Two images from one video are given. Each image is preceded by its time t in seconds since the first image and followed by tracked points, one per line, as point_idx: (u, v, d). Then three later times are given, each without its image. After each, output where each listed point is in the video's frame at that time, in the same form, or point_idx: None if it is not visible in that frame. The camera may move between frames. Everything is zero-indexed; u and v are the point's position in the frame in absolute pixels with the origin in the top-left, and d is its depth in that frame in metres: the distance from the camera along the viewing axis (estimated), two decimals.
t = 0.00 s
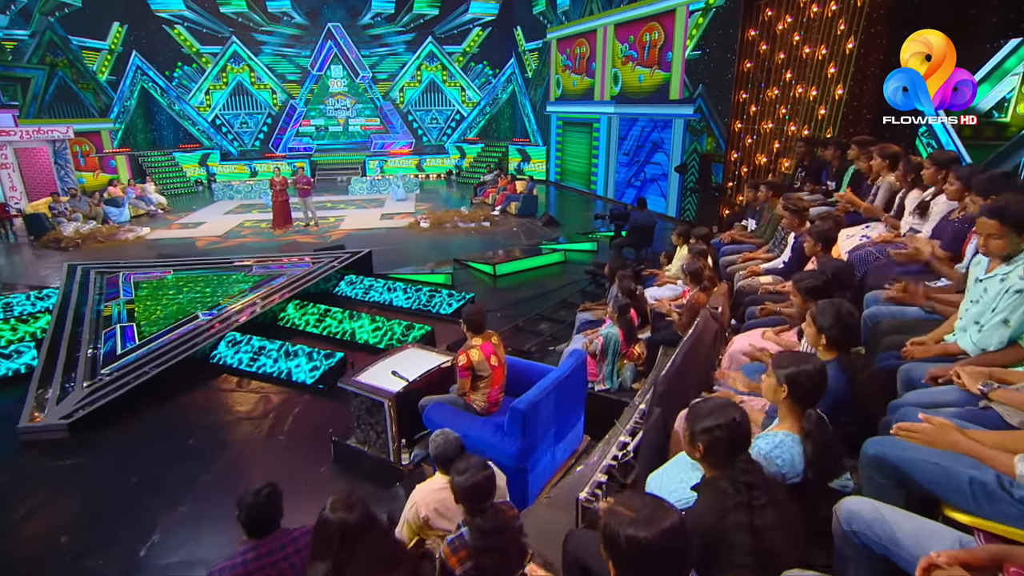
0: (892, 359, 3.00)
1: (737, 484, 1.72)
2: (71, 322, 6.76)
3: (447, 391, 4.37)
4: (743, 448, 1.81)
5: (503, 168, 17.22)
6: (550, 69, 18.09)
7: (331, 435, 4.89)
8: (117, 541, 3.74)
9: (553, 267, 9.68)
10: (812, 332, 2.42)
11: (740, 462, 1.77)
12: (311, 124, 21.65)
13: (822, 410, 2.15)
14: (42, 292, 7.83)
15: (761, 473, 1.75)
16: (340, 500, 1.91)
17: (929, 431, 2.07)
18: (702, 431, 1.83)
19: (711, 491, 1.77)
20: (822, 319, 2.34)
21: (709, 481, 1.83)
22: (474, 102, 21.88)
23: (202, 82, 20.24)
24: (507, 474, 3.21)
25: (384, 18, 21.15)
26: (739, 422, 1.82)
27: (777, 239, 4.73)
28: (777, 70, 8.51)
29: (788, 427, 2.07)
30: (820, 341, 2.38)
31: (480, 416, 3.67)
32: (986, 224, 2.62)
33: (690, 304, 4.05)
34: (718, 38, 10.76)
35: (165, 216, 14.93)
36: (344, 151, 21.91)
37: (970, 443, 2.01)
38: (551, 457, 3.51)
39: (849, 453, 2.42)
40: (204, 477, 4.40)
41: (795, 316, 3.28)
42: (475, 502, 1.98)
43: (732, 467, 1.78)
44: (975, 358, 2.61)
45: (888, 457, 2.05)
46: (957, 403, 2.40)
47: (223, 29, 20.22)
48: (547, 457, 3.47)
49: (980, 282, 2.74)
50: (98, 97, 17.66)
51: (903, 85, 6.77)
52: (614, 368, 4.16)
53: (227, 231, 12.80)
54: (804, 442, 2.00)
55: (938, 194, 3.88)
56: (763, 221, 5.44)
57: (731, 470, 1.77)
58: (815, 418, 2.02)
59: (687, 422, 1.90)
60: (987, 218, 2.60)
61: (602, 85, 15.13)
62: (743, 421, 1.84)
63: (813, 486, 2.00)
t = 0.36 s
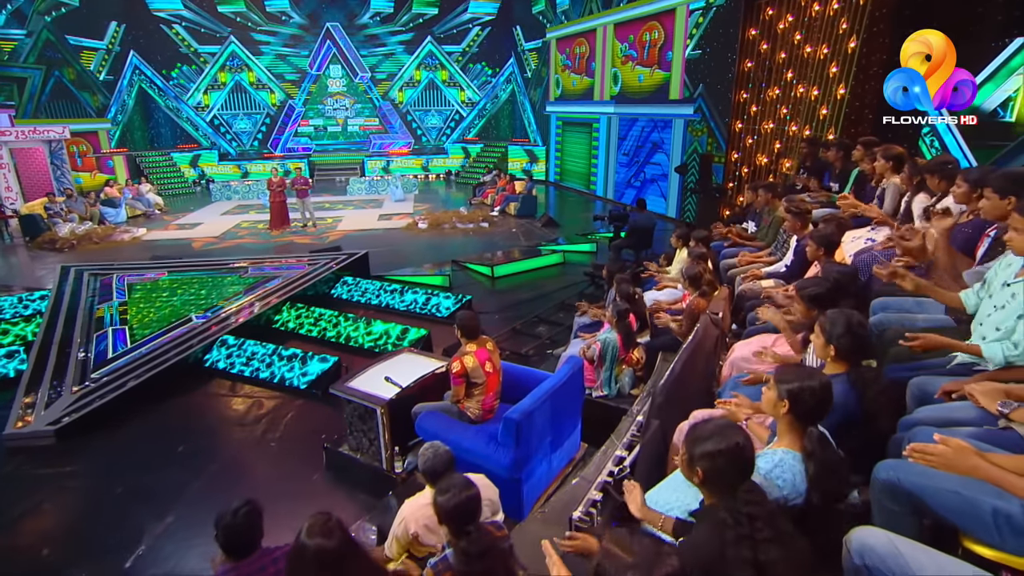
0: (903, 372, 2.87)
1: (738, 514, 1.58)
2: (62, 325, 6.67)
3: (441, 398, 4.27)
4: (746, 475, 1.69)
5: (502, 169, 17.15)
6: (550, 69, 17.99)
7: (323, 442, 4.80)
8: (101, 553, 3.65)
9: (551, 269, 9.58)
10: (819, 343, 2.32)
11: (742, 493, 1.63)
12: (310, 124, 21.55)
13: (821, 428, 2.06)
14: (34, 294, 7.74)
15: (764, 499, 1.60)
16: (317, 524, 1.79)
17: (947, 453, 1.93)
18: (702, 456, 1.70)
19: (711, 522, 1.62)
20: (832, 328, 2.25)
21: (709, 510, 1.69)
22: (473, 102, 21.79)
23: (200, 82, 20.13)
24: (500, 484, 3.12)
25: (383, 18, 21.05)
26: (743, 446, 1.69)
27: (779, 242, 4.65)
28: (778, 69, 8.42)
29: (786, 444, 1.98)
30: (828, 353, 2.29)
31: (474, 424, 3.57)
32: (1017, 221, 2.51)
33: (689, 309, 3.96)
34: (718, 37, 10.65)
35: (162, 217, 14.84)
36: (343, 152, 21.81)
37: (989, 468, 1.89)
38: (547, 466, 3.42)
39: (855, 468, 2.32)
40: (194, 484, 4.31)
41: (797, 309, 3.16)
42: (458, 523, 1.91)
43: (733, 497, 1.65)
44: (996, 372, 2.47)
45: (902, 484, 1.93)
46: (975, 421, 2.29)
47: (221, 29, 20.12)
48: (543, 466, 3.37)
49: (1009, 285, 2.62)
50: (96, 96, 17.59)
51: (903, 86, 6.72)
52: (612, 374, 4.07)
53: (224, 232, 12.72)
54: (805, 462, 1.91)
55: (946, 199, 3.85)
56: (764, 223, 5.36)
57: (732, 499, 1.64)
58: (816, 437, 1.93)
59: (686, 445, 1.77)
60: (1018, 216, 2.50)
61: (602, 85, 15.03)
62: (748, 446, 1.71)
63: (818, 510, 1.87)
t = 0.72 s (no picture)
0: (914, 387, 2.70)
1: (743, 547, 1.47)
2: (54, 328, 6.58)
3: (436, 404, 4.18)
4: (749, 503, 1.59)
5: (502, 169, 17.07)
6: (549, 69, 17.88)
7: (316, 448, 4.71)
8: (85, 564, 3.56)
9: (550, 270, 9.49)
10: (827, 354, 2.24)
11: (747, 522, 1.55)
12: (309, 124, 21.45)
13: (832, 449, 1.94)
14: (26, 296, 7.65)
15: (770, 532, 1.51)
16: (291, 551, 1.77)
17: (966, 480, 1.83)
18: (702, 484, 1.59)
19: (714, 553, 1.49)
20: (841, 339, 2.17)
21: (712, 540, 1.55)
22: (473, 102, 21.70)
23: (199, 82, 20.03)
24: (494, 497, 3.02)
25: (382, 18, 20.95)
26: (746, 473, 1.59)
27: (781, 245, 4.55)
28: (779, 69, 8.33)
29: (793, 466, 1.87)
30: (836, 365, 2.21)
31: (469, 433, 3.48)
32: None
33: (689, 314, 3.88)
34: (719, 36, 10.56)
35: (159, 218, 14.76)
36: (342, 152, 21.71)
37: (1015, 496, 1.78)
38: (542, 476, 3.33)
39: (862, 485, 2.22)
40: (183, 493, 4.22)
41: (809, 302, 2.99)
42: (444, 548, 1.87)
43: (738, 528, 1.55)
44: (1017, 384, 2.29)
45: (917, 513, 1.83)
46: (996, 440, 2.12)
47: (219, 28, 20.03)
48: (538, 477, 3.28)
49: None
50: (93, 97, 17.52)
51: (904, 86, 6.82)
52: (610, 380, 3.97)
53: (221, 232, 12.63)
54: (815, 486, 1.80)
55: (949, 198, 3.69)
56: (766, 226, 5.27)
57: (736, 530, 1.54)
58: (824, 459, 1.80)
59: (685, 473, 1.66)
60: None
61: (602, 85, 14.93)
62: (752, 472, 1.60)
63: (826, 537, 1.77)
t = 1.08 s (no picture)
0: (926, 403, 2.57)
1: None
2: (44, 331, 6.49)
3: (430, 411, 4.08)
4: (749, 539, 1.48)
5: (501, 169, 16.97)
6: (549, 68, 17.78)
7: (308, 454, 4.62)
8: None
9: (549, 272, 9.39)
10: (835, 367, 2.14)
11: (754, 560, 1.47)
12: (307, 124, 21.35)
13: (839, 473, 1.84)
14: (18, 298, 7.57)
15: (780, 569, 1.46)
16: None
17: (989, 511, 1.69)
18: (702, 520, 1.47)
19: None
20: (849, 352, 2.07)
21: None
22: (472, 102, 21.59)
23: (197, 82, 19.91)
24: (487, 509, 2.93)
25: (381, 17, 20.83)
26: (750, 505, 1.47)
27: (782, 248, 4.48)
28: (780, 68, 8.23)
29: (798, 493, 1.78)
30: (845, 380, 2.11)
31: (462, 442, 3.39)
32: None
33: (689, 319, 3.78)
34: (719, 36, 10.48)
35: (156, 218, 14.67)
36: (341, 152, 21.61)
37: None
38: (537, 487, 3.24)
39: (869, 507, 2.13)
40: (173, 501, 4.14)
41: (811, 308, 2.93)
42: None
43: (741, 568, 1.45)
44: None
45: (939, 550, 1.73)
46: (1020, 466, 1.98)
47: (217, 28, 19.91)
48: (533, 488, 3.19)
49: None
50: (89, 97, 17.46)
51: (903, 85, 6.76)
52: (607, 387, 3.89)
53: (218, 233, 12.55)
54: (820, 515, 1.71)
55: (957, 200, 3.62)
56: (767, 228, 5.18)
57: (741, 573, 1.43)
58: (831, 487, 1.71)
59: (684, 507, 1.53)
60: None
61: (601, 84, 14.84)
62: (756, 503, 1.48)
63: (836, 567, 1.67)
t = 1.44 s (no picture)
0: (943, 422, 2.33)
1: None
2: (35, 335, 6.40)
3: (424, 418, 3.97)
4: None
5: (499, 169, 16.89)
6: (548, 68, 17.67)
7: (300, 462, 4.52)
8: None
9: (548, 274, 9.29)
10: (845, 384, 2.05)
11: None
12: (306, 124, 21.25)
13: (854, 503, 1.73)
14: (9, 301, 7.47)
15: None
16: None
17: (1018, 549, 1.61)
18: (707, 562, 1.36)
19: None
20: (861, 368, 1.97)
21: None
22: (471, 102, 21.49)
23: (195, 82, 19.83)
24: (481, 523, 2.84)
25: (380, 17, 20.71)
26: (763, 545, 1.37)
27: (785, 251, 4.41)
28: (781, 68, 8.13)
29: (810, 523, 1.67)
30: (856, 398, 2.02)
31: (455, 451, 3.29)
32: None
33: (688, 324, 3.67)
34: (720, 35, 10.38)
35: (152, 219, 14.57)
36: (340, 152, 21.52)
37: None
38: (533, 498, 3.15)
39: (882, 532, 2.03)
40: (161, 511, 4.04)
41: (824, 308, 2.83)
42: None
43: None
44: None
45: None
46: None
47: (215, 27, 19.79)
48: (528, 499, 3.10)
49: None
50: (87, 96, 17.37)
51: (903, 85, 6.75)
52: (605, 395, 3.80)
53: (215, 234, 12.46)
54: (836, 548, 1.59)
55: (967, 204, 3.52)
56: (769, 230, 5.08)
57: None
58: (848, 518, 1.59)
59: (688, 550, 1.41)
60: None
61: (601, 84, 14.73)
62: (766, 545, 1.39)
63: None
